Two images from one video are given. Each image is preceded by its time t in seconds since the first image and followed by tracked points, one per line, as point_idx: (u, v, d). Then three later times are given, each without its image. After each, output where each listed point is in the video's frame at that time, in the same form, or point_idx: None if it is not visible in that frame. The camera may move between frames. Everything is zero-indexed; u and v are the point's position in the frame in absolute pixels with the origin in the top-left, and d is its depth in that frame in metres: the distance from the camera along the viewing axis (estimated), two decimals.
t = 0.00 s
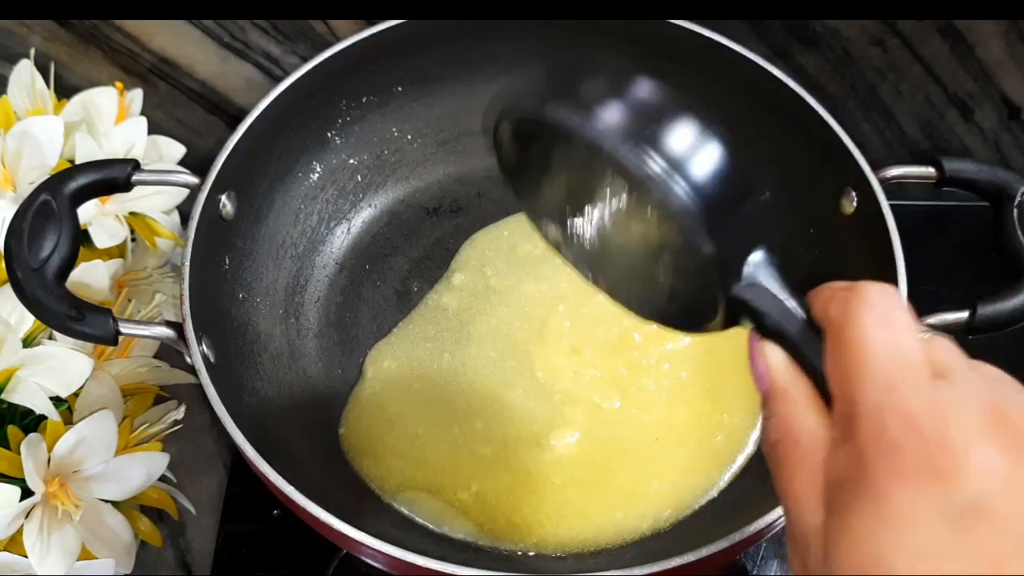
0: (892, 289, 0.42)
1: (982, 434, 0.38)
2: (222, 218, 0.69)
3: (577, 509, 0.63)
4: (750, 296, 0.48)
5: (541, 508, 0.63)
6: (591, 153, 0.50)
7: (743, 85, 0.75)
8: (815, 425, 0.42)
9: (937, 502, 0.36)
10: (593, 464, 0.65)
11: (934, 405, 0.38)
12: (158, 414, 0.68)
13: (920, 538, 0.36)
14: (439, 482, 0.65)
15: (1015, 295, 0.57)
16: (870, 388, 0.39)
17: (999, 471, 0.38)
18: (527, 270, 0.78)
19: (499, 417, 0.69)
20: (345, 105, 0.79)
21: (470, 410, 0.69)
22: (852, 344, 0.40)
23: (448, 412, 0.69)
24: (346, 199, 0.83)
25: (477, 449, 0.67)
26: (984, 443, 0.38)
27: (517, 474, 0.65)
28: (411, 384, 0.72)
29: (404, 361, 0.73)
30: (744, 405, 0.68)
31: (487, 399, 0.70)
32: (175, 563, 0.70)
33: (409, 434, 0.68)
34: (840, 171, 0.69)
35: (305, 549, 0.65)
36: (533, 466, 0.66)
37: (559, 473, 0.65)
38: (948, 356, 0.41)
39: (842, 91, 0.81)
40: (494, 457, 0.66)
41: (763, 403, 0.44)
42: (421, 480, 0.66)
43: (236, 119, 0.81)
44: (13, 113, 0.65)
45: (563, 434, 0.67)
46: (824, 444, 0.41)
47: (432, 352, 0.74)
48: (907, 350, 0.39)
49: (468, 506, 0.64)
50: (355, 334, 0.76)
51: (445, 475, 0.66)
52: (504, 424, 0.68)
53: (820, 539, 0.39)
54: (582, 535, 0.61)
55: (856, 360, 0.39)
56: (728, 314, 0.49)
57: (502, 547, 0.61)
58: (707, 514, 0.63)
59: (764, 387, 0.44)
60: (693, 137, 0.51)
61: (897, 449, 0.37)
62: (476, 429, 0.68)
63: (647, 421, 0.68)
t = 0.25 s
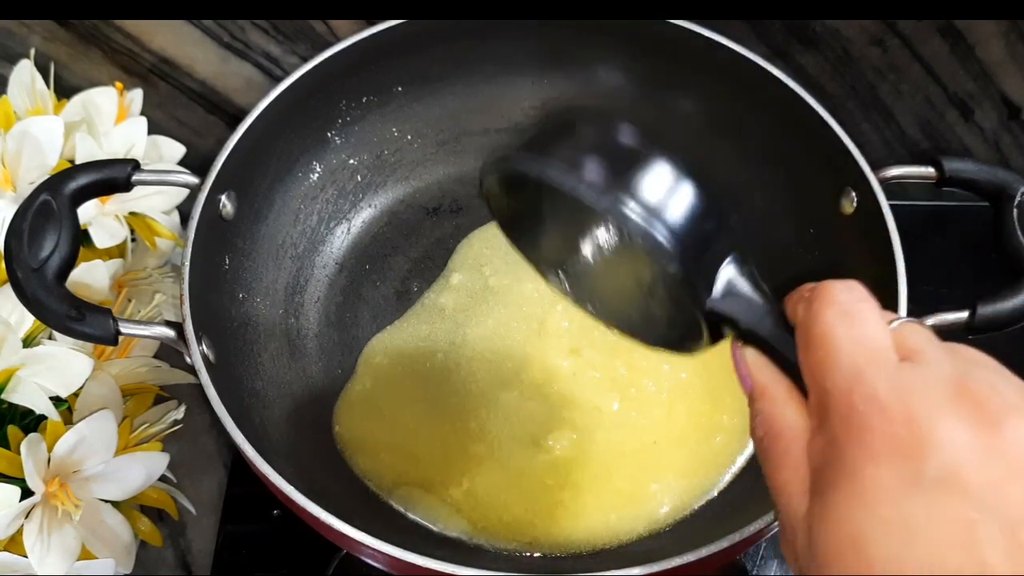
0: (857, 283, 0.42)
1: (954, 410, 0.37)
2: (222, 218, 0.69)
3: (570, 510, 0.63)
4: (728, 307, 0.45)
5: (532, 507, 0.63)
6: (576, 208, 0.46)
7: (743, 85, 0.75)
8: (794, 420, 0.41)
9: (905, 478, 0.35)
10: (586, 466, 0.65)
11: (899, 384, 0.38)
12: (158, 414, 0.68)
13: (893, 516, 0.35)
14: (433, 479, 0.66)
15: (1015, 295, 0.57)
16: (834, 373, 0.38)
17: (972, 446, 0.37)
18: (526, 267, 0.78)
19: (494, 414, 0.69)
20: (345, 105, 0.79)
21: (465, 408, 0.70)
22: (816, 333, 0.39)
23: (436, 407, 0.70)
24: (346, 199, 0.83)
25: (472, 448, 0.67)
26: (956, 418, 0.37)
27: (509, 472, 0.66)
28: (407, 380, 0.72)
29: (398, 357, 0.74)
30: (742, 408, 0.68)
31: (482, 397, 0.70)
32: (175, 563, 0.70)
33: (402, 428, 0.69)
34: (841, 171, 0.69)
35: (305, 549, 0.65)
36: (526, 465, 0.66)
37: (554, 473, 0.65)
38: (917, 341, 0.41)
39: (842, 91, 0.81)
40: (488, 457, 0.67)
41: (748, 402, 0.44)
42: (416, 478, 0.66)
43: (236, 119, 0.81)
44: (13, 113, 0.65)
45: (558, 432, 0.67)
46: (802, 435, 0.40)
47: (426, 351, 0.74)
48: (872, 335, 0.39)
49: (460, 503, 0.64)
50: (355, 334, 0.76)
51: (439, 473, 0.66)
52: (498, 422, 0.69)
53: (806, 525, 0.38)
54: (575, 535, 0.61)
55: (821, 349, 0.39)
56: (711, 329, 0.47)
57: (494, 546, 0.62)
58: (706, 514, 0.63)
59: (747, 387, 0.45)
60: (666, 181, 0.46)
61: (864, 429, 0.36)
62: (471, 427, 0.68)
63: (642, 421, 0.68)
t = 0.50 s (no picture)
0: (892, 268, 0.43)
1: (995, 404, 0.38)
2: (222, 218, 0.69)
3: (564, 511, 0.63)
4: (760, 283, 0.49)
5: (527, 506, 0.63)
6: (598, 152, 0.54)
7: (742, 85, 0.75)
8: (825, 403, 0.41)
9: (949, 473, 0.36)
10: (582, 466, 0.65)
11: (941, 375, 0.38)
12: (158, 414, 0.68)
13: (933, 506, 0.35)
14: (428, 477, 0.65)
15: (1015, 295, 0.57)
16: (877, 361, 0.39)
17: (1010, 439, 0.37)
18: (523, 266, 0.78)
19: (489, 412, 0.69)
20: (344, 105, 0.79)
21: (460, 406, 0.69)
22: (857, 321, 0.40)
23: (448, 399, 0.70)
24: (346, 199, 0.83)
25: (467, 446, 0.67)
26: (998, 412, 0.38)
27: (503, 470, 0.65)
28: (402, 378, 0.72)
29: (392, 354, 0.74)
30: (741, 411, 0.68)
31: (477, 395, 0.70)
32: (175, 563, 0.70)
33: (396, 423, 0.69)
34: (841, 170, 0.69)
35: (305, 549, 0.65)
36: (522, 465, 0.66)
37: (550, 473, 0.65)
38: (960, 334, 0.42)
39: (842, 91, 0.81)
40: (482, 454, 0.66)
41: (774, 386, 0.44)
42: (410, 476, 0.66)
43: (236, 119, 0.81)
44: (13, 113, 0.65)
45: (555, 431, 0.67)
46: (835, 422, 0.41)
47: (420, 349, 0.74)
48: (913, 325, 0.40)
49: (454, 499, 0.64)
50: (355, 334, 0.76)
51: (434, 471, 0.66)
52: (495, 420, 0.68)
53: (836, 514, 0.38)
54: (570, 535, 0.61)
55: (862, 337, 0.40)
56: (740, 303, 0.51)
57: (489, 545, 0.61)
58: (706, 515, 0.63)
59: (775, 368, 0.45)
60: (705, 136, 0.53)
61: (908, 419, 0.37)
62: (467, 424, 0.68)
63: (639, 422, 0.68)
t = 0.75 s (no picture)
0: (838, 282, 0.42)
1: (941, 405, 0.36)
2: (222, 218, 0.69)
3: (558, 510, 0.63)
4: (709, 300, 0.53)
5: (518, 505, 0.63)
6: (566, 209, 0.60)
7: (742, 85, 0.75)
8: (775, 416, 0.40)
9: (891, 477, 0.34)
10: (579, 465, 0.65)
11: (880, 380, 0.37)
12: (158, 414, 0.68)
13: (879, 512, 0.34)
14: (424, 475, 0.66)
15: (1015, 295, 0.57)
16: (816, 369, 0.38)
17: (959, 442, 0.36)
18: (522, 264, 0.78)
19: (485, 411, 0.69)
20: (345, 105, 0.79)
21: (457, 405, 0.70)
22: (799, 333, 0.39)
23: (423, 398, 0.70)
24: (346, 199, 0.83)
25: (463, 445, 0.67)
26: (944, 413, 0.36)
27: (498, 469, 0.66)
28: (399, 375, 0.72)
29: (386, 350, 0.74)
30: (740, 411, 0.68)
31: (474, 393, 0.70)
32: (175, 563, 0.70)
33: (388, 420, 0.69)
34: (841, 170, 0.69)
35: (305, 549, 0.65)
36: (518, 464, 0.66)
37: (546, 472, 0.65)
38: (902, 336, 0.40)
39: (842, 91, 0.81)
40: (475, 453, 0.67)
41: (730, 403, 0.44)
42: (406, 474, 0.66)
43: (236, 119, 0.81)
44: (13, 113, 0.65)
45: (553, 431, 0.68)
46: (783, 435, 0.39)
47: (414, 346, 0.74)
48: (854, 333, 0.39)
49: (448, 497, 0.65)
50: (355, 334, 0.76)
51: (430, 469, 0.66)
52: (491, 420, 0.69)
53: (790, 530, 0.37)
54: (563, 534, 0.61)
55: (805, 347, 0.39)
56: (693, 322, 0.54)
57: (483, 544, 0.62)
58: (705, 516, 0.63)
59: (731, 385, 0.44)
60: (655, 155, 0.58)
61: (850, 424, 0.36)
62: (463, 423, 0.69)
63: (638, 422, 0.68)
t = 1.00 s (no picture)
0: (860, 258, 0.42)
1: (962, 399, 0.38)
2: (222, 218, 0.69)
3: (553, 510, 0.63)
4: (720, 273, 0.48)
5: (513, 504, 0.63)
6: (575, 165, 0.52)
7: (742, 85, 0.75)
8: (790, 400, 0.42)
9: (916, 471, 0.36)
10: (576, 465, 0.65)
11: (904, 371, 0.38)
12: (158, 414, 0.68)
13: (903, 507, 0.36)
14: (420, 472, 0.66)
15: (1015, 295, 0.57)
16: (840, 359, 0.39)
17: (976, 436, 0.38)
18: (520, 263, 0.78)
19: (482, 409, 0.69)
20: (345, 105, 0.79)
21: (454, 403, 0.70)
22: (824, 319, 0.40)
23: (423, 393, 0.70)
24: (347, 199, 0.83)
25: (459, 442, 0.67)
26: (965, 406, 0.38)
27: (493, 468, 0.66)
28: (396, 372, 0.72)
29: (381, 347, 0.74)
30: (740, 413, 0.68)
31: (470, 391, 0.70)
32: (175, 563, 0.70)
33: (384, 414, 0.69)
34: (841, 170, 0.69)
35: (305, 549, 0.65)
36: (513, 463, 0.66)
37: (542, 471, 0.65)
38: (919, 326, 0.42)
39: (842, 91, 0.81)
40: (469, 450, 0.67)
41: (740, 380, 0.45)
42: (401, 472, 0.66)
43: (236, 119, 0.81)
44: (13, 113, 0.65)
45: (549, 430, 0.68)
46: (798, 419, 0.41)
47: (409, 343, 0.74)
48: (877, 318, 0.40)
49: (442, 495, 0.65)
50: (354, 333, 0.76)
51: (427, 467, 0.66)
52: (488, 417, 0.69)
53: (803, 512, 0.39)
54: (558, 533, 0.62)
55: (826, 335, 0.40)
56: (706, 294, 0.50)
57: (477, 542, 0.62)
58: (705, 516, 0.63)
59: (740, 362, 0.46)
60: (665, 123, 0.52)
61: (875, 418, 0.37)
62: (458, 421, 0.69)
63: (637, 421, 0.68)
